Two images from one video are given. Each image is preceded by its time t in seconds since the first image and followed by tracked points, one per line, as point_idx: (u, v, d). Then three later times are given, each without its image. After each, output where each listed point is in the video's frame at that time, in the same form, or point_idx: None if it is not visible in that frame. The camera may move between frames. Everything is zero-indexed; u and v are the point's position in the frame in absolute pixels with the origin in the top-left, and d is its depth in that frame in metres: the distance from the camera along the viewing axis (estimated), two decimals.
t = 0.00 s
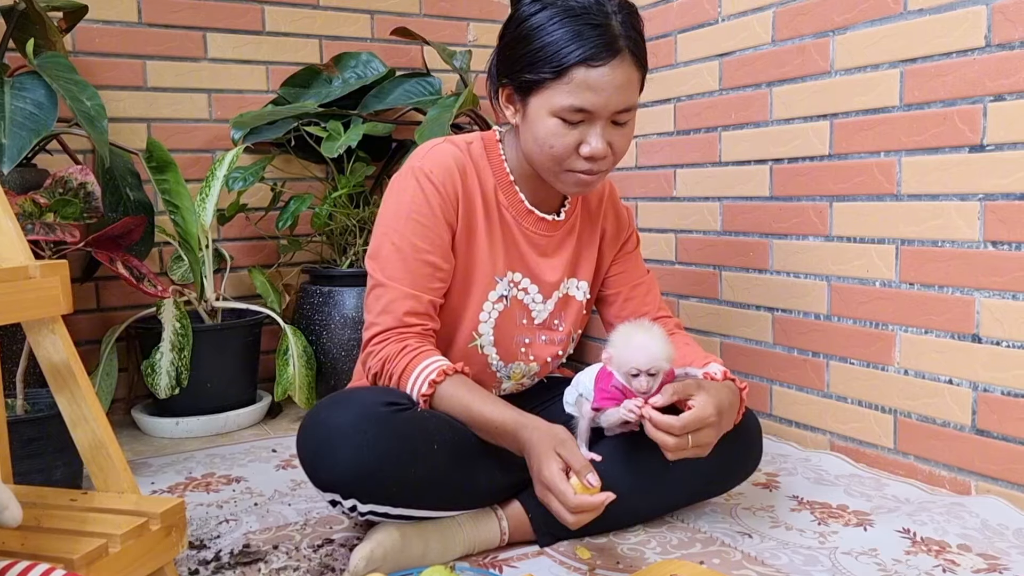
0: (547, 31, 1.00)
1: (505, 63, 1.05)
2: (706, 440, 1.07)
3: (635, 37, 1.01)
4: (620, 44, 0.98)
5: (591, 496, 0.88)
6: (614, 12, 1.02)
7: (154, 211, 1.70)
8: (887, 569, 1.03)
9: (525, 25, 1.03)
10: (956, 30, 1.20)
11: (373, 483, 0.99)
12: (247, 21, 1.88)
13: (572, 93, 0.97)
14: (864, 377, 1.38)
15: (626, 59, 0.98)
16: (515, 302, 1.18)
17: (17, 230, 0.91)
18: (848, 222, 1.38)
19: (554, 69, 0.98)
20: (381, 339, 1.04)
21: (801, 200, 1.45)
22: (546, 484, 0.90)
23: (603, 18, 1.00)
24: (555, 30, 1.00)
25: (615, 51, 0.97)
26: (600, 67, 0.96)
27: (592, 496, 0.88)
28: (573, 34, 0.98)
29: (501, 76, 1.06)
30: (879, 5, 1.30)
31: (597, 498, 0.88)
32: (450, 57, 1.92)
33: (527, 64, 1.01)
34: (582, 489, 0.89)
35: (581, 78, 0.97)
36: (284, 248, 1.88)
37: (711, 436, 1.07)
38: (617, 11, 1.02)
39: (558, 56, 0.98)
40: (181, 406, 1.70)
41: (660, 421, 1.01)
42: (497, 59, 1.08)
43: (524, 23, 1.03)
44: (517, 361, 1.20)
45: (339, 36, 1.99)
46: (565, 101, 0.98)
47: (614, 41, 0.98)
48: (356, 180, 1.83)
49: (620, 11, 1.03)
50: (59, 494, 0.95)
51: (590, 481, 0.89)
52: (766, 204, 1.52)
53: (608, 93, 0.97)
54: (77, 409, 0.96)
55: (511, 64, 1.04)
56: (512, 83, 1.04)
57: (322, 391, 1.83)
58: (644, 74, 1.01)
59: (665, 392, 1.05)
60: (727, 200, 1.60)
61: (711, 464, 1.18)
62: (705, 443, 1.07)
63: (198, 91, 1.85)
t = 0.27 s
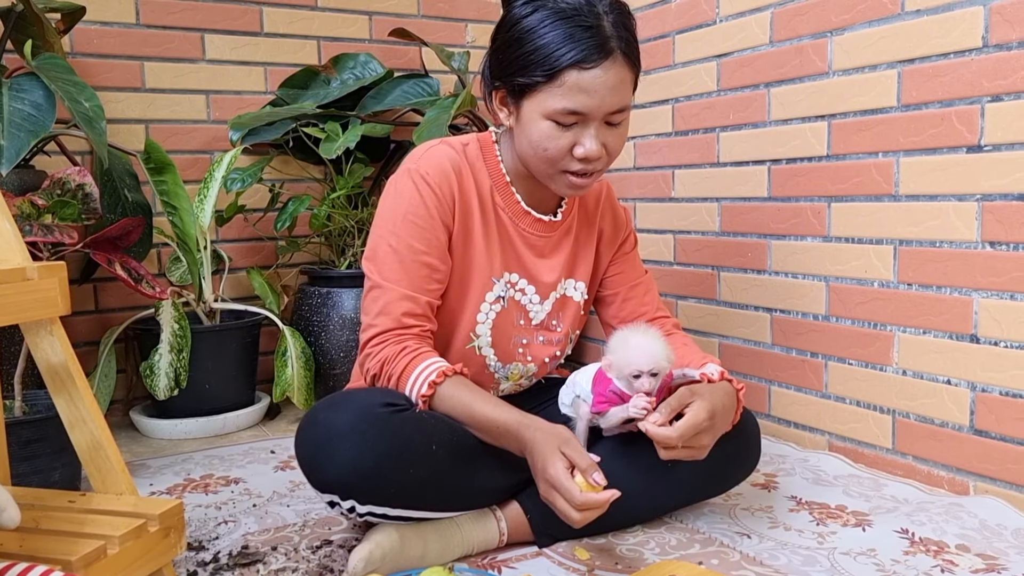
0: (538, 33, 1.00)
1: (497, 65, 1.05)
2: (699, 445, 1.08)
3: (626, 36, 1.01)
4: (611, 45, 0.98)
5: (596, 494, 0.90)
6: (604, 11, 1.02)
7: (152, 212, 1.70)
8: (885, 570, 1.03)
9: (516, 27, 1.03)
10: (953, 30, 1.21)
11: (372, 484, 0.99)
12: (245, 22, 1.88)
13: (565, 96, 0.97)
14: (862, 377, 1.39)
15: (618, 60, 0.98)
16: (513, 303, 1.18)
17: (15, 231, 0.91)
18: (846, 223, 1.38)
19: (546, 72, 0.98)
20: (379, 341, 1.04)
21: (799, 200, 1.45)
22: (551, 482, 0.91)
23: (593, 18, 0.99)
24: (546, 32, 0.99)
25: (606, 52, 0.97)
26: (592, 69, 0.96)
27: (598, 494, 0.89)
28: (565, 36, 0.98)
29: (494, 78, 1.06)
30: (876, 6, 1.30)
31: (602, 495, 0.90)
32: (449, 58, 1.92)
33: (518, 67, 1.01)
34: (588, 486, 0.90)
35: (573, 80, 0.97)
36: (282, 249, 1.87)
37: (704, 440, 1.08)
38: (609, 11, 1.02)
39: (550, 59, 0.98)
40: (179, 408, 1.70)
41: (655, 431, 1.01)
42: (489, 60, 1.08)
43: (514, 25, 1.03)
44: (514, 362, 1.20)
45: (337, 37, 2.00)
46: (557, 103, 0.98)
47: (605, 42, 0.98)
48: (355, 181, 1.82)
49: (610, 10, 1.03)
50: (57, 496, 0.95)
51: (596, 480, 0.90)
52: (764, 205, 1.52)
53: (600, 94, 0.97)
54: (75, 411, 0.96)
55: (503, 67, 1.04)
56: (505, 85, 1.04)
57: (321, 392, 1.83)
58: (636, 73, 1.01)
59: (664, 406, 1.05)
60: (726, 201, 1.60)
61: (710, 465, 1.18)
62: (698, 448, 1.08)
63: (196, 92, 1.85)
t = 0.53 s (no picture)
0: (532, 34, 1.00)
1: (492, 67, 1.05)
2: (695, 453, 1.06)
3: (620, 35, 1.01)
4: (605, 44, 0.98)
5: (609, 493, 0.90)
6: (598, 11, 1.02)
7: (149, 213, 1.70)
8: (884, 570, 1.03)
9: (510, 28, 1.03)
10: (951, 30, 1.21)
11: (371, 485, 0.99)
12: (243, 24, 1.88)
13: (560, 95, 0.97)
14: (861, 377, 1.39)
15: (612, 59, 0.98)
16: (510, 304, 1.18)
17: (12, 232, 0.91)
18: (844, 223, 1.38)
19: (541, 72, 0.98)
20: (378, 342, 1.04)
21: (797, 200, 1.46)
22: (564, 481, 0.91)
23: (587, 18, 1.00)
24: (540, 32, 0.99)
25: (601, 52, 0.97)
26: (587, 68, 0.96)
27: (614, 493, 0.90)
28: (559, 36, 0.98)
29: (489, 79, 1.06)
30: (874, 7, 1.30)
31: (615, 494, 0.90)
32: (447, 59, 1.92)
33: (513, 68, 1.01)
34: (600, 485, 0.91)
35: (568, 80, 0.97)
36: (280, 250, 1.87)
37: (700, 447, 1.07)
38: (602, 11, 1.02)
39: (544, 59, 0.98)
40: (177, 409, 1.70)
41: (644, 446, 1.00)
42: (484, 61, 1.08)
43: (508, 26, 1.03)
44: (512, 362, 1.20)
45: (335, 38, 2.00)
46: (552, 103, 0.98)
47: (599, 42, 0.98)
48: (353, 182, 1.82)
49: (604, 9, 1.03)
50: (55, 498, 0.95)
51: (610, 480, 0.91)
52: (762, 205, 1.52)
53: (595, 93, 0.97)
54: (73, 413, 0.96)
55: (498, 68, 1.04)
56: (500, 86, 1.04)
57: (319, 394, 1.83)
58: (631, 72, 1.01)
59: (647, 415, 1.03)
60: (724, 201, 1.60)
61: (709, 466, 1.17)
62: (696, 454, 1.07)
63: (193, 94, 1.85)
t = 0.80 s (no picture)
0: (526, 36, 1.00)
1: (487, 69, 1.05)
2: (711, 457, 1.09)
3: (614, 36, 1.01)
4: (599, 45, 0.98)
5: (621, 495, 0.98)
6: (592, 12, 1.02)
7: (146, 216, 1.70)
8: (883, 570, 1.03)
9: (504, 30, 1.03)
10: (946, 31, 1.21)
11: (369, 487, 0.99)
12: (240, 26, 1.88)
13: (555, 97, 0.97)
14: (859, 378, 1.39)
15: (606, 60, 0.98)
16: (508, 304, 1.17)
17: (9, 235, 0.91)
18: (842, 223, 1.38)
19: (535, 74, 0.98)
20: (378, 344, 1.04)
21: (794, 201, 1.46)
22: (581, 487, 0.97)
23: (581, 20, 1.00)
24: (534, 35, 0.99)
25: (595, 53, 0.97)
26: (581, 70, 0.96)
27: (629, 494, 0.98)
28: (553, 37, 0.98)
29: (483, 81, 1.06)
30: (870, 7, 1.30)
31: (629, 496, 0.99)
32: (444, 61, 1.92)
33: (507, 70, 1.01)
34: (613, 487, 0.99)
35: (562, 82, 0.97)
36: (278, 252, 1.87)
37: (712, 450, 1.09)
38: (596, 11, 1.02)
39: (538, 61, 0.98)
40: (175, 412, 1.70)
41: (667, 458, 1.02)
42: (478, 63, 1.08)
43: (502, 28, 1.03)
44: (510, 363, 1.20)
45: (331, 40, 1.99)
46: (547, 105, 0.98)
47: (593, 43, 0.98)
48: (350, 184, 1.82)
49: (598, 10, 1.03)
50: (53, 502, 0.95)
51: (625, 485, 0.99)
52: (759, 206, 1.52)
53: (589, 95, 0.97)
54: (71, 415, 0.96)
55: (492, 71, 1.04)
56: (495, 89, 1.04)
57: (317, 396, 1.83)
58: (625, 72, 1.01)
59: (666, 427, 1.05)
60: (721, 202, 1.60)
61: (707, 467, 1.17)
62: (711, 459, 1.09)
63: (190, 96, 1.85)
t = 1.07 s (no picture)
0: (518, 38, 1.00)
1: (480, 72, 1.05)
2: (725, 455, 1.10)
3: (606, 36, 1.00)
4: (591, 46, 0.98)
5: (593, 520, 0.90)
6: (583, 13, 1.02)
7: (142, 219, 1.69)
8: (880, 569, 1.03)
9: (496, 33, 1.03)
10: (940, 30, 1.21)
11: (366, 489, 0.99)
12: (235, 28, 1.87)
13: (548, 99, 0.97)
14: (855, 377, 1.39)
15: (599, 61, 0.98)
16: (503, 305, 1.17)
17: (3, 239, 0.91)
18: (837, 223, 1.38)
19: (527, 76, 0.98)
20: (374, 346, 1.04)
21: (790, 201, 1.46)
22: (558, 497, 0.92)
23: (573, 20, 0.99)
24: (526, 37, 0.99)
25: (588, 54, 0.97)
26: (573, 71, 0.96)
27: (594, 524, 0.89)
28: (545, 39, 0.98)
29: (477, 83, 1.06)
30: (864, 7, 1.31)
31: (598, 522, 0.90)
32: (439, 62, 1.92)
33: (500, 72, 1.01)
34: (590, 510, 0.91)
35: (555, 84, 0.96)
36: (274, 254, 1.87)
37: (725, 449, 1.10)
38: (588, 12, 1.02)
39: (531, 63, 0.98)
40: (172, 415, 1.70)
41: (689, 456, 1.01)
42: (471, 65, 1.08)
43: (494, 30, 1.03)
44: (507, 364, 1.20)
45: (327, 42, 1.99)
46: (540, 107, 0.98)
47: (585, 44, 0.97)
48: (346, 185, 1.81)
49: (590, 10, 1.03)
50: (48, 506, 0.94)
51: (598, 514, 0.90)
52: (755, 206, 1.52)
53: (582, 96, 0.97)
54: (66, 419, 0.96)
55: (485, 73, 1.04)
56: (488, 91, 1.04)
57: (314, 399, 1.83)
58: (619, 72, 1.01)
59: (683, 430, 1.07)
60: (717, 202, 1.60)
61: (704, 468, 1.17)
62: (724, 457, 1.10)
63: (185, 99, 1.84)
